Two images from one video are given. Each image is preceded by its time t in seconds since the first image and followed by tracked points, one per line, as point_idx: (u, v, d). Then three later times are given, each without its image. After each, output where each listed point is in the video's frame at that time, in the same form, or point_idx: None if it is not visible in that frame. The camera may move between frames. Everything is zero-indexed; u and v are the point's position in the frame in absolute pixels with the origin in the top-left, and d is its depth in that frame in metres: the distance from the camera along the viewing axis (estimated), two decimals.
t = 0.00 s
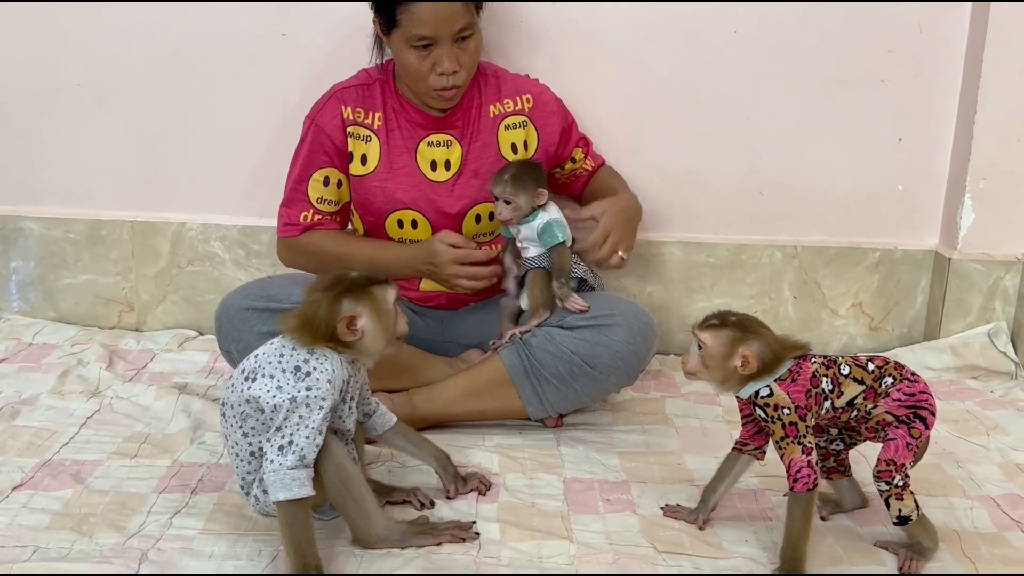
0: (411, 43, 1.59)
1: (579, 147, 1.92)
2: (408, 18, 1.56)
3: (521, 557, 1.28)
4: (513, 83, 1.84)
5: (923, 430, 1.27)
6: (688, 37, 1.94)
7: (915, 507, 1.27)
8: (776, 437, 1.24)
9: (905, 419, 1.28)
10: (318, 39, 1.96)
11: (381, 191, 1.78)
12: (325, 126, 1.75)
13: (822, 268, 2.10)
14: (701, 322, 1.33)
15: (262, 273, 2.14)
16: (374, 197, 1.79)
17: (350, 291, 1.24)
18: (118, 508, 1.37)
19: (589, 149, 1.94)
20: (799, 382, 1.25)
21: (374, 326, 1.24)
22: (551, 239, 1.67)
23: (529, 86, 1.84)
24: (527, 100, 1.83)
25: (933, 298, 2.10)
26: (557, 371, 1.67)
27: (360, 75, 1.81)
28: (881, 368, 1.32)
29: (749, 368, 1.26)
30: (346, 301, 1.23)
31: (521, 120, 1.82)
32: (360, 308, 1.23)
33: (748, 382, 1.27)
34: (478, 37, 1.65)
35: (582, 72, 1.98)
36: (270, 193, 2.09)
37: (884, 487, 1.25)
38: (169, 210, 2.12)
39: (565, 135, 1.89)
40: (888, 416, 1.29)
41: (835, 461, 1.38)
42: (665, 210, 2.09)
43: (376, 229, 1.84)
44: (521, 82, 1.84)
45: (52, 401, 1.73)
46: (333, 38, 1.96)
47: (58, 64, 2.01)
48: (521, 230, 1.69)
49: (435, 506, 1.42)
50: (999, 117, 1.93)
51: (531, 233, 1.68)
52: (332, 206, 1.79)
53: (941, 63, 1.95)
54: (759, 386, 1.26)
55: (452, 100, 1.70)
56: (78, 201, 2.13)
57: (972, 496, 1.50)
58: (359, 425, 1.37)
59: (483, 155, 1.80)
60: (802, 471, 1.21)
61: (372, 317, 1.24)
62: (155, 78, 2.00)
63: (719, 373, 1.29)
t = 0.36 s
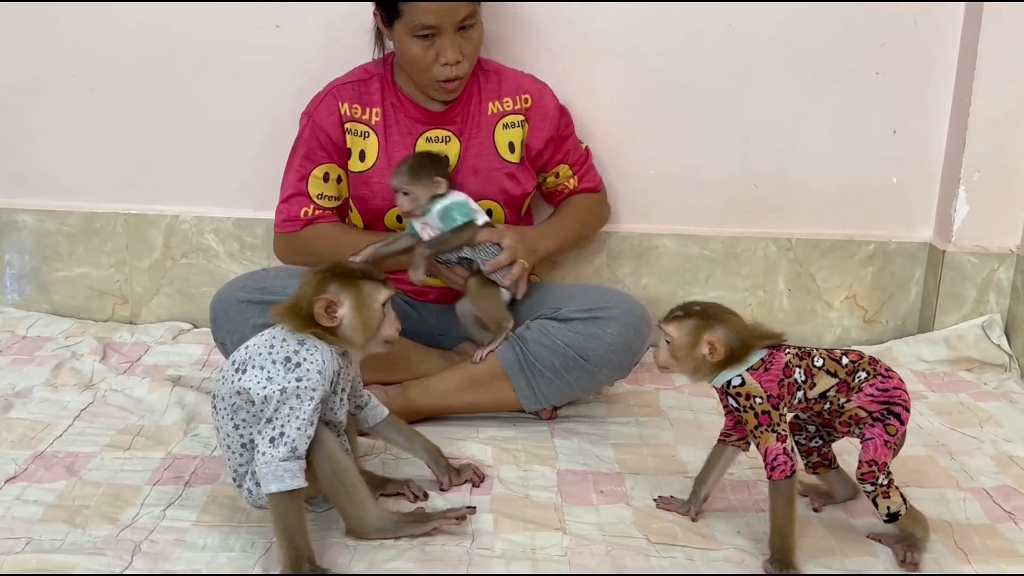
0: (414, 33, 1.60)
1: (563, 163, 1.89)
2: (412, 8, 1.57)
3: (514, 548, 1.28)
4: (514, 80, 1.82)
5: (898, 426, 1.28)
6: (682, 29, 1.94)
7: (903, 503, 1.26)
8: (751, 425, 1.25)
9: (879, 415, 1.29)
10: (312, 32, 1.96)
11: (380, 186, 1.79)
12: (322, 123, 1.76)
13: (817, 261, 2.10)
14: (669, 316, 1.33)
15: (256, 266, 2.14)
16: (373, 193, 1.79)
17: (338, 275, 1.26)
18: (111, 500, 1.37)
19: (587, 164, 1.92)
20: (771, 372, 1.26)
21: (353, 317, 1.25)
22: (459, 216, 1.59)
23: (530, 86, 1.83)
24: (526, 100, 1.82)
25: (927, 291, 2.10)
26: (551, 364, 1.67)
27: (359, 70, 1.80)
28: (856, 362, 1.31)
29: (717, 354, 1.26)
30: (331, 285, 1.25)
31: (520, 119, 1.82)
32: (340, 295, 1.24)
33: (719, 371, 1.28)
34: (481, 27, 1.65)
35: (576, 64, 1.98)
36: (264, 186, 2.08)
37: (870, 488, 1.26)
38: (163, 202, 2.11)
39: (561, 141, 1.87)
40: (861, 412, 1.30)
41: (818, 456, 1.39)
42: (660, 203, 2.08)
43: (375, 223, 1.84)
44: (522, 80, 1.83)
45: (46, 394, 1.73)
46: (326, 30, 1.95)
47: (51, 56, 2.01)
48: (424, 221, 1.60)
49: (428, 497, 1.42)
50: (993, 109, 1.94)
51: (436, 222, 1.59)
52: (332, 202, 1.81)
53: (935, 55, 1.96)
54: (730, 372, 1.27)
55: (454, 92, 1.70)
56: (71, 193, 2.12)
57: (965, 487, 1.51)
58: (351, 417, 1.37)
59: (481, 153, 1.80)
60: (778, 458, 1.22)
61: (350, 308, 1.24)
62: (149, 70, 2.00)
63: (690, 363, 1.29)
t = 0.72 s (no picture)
0: (407, 39, 1.53)
1: (517, 184, 1.79)
2: (407, 12, 1.50)
3: (516, 544, 1.28)
4: (506, 90, 1.77)
5: (890, 426, 1.28)
6: (683, 24, 1.94)
7: (899, 500, 1.28)
8: (739, 418, 1.26)
9: (869, 415, 1.29)
10: (312, 28, 1.95)
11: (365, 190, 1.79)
12: (311, 124, 1.77)
13: (818, 257, 2.10)
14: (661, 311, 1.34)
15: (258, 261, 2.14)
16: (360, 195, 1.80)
17: (344, 275, 1.25)
18: (114, 495, 1.37)
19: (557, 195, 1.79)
20: (760, 367, 1.26)
21: (356, 318, 1.25)
22: (310, 176, 1.55)
23: (522, 98, 1.77)
24: (512, 111, 1.76)
25: (928, 287, 2.11)
26: (552, 359, 1.68)
27: (356, 71, 1.80)
28: (847, 361, 1.31)
29: (705, 349, 1.27)
30: (337, 285, 1.24)
31: (503, 130, 1.76)
32: (344, 295, 1.24)
33: (708, 366, 1.29)
34: (479, 41, 1.58)
35: (576, 59, 1.97)
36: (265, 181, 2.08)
37: (863, 489, 1.26)
38: (165, 198, 2.11)
39: (531, 162, 1.77)
40: (852, 411, 1.30)
41: (814, 455, 1.39)
42: (661, 199, 2.08)
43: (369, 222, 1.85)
44: (515, 89, 1.78)
45: (48, 389, 1.73)
46: (327, 25, 1.95)
47: (52, 51, 2.01)
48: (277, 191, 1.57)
49: (431, 493, 1.42)
50: (994, 105, 1.94)
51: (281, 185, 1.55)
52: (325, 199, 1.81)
53: (936, 50, 1.96)
54: (721, 366, 1.27)
55: (443, 101, 1.64)
56: (73, 189, 2.12)
57: (966, 483, 1.51)
58: (353, 412, 1.37)
59: (464, 163, 1.77)
60: (770, 452, 1.22)
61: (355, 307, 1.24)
62: (150, 66, 2.00)
63: (680, 357, 1.30)
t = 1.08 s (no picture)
0: (399, 50, 1.50)
1: (484, 188, 1.71)
2: (400, 22, 1.47)
3: (524, 539, 1.29)
4: (496, 100, 1.73)
5: (874, 417, 1.26)
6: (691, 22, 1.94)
7: (891, 490, 1.26)
8: (714, 388, 1.30)
9: (853, 403, 1.28)
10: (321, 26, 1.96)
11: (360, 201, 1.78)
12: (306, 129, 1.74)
13: (825, 254, 2.11)
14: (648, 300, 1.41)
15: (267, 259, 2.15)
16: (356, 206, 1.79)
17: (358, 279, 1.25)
18: (125, 491, 1.38)
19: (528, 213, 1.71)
20: (737, 341, 1.31)
21: (383, 314, 1.26)
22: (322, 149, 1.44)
23: (512, 111, 1.72)
24: (498, 121, 1.71)
25: (935, 284, 2.11)
26: (561, 362, 1.68)
27: (355, 74, 1.78)
28: (833, 343, 1.32)
29: (677, 327, 1.34)
30: (357, 288, 1.24)
31: (486, 141, 1.71)
32: (371, 297, 1.24)
33: (684, 344, 1.35)
34: (474, 59, 1.54)
35: (584, 57, 1.98)
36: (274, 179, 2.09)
37: (850, 481, 1.27)
38: (174, 195, 2.12)
39: (505, 174, 1.70)
40: (835, 394, 1.30)
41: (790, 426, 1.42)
42: (668, 196, 2.09)
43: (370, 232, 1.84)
44: (507, 100, 1.73)
45: (59, 385, 1.74)
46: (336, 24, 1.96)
47: (61, 49, 2.02)
48: (259, 137, 1.40)
49: (439, 489, 1.43)
50: (1002, 102, 1.94)
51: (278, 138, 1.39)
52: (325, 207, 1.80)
53: (944, 47, 1.96)
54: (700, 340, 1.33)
55: (432, 116, 1.60)
56: (83, 186, 2.13)
57: (973, 480, 1.51)
58: (363, 410, 1.38)
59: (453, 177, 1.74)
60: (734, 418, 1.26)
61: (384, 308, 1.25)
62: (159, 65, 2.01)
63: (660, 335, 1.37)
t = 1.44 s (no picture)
0: (402, 70, 1.52)
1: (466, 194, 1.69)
2: (404, 44, 1.48)
3: (526, 530, 1.33)
4: (491, 120, 1.71)
5: (713, 375, 1.38)
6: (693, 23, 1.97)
7: (727, 433, 1.39)
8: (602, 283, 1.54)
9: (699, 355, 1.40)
10: (329, 28, 2.00)
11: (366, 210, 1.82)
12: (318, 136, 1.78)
13: (825, 251, 2.14)
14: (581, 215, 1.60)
15: (275, 256, 2.19)
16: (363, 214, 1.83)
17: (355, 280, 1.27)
18: (139, 482, 1.42)
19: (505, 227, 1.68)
20: (635, 263, 1.48)
21: (390, 303, 1.27)
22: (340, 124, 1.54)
23: (506, 131, 1.70)
24: (488, 142, 1.69)
25: (934, 282, 2.14)
26: (563, 365, 1.69)
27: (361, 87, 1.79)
28: (704, 301, 1.44)
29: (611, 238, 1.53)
30: (357, 290, 1.25)
31: (475, 159, 1.70)
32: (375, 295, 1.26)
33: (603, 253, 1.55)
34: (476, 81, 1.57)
35: (587, 58, 2.01)
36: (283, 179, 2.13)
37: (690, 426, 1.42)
38: (185, 194, 2.16)
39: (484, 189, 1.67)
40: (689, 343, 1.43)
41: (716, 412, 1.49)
42: (670, 195, 2.12)
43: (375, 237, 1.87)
44: (504, 121, 1.70)
45: (73, 379, 1.78)
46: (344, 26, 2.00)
47: (73, 50, 2.05)
48: (293, 113, 1.38)
49: (444, 481, 1.47)
50: (999, 102, 1.97)
51: (315, 117, 1.39)
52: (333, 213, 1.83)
53: (942, 48, 1.98)
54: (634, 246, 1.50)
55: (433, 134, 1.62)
56: (95, 184, 2.17)
57: (967, 473, 1.55)
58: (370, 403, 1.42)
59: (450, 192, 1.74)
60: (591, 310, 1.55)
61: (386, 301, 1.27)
62: (169, 66, 2.05)
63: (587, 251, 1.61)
